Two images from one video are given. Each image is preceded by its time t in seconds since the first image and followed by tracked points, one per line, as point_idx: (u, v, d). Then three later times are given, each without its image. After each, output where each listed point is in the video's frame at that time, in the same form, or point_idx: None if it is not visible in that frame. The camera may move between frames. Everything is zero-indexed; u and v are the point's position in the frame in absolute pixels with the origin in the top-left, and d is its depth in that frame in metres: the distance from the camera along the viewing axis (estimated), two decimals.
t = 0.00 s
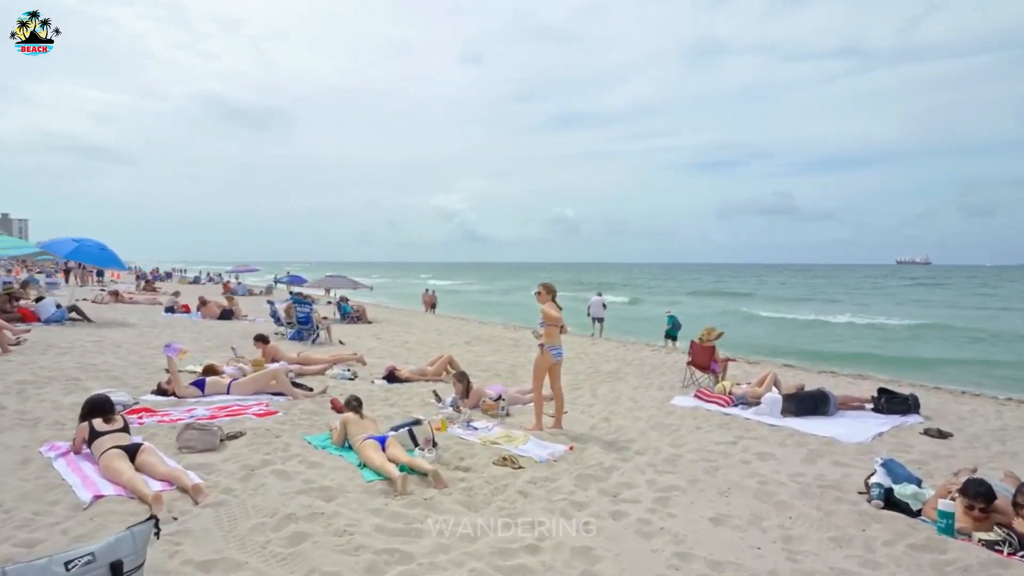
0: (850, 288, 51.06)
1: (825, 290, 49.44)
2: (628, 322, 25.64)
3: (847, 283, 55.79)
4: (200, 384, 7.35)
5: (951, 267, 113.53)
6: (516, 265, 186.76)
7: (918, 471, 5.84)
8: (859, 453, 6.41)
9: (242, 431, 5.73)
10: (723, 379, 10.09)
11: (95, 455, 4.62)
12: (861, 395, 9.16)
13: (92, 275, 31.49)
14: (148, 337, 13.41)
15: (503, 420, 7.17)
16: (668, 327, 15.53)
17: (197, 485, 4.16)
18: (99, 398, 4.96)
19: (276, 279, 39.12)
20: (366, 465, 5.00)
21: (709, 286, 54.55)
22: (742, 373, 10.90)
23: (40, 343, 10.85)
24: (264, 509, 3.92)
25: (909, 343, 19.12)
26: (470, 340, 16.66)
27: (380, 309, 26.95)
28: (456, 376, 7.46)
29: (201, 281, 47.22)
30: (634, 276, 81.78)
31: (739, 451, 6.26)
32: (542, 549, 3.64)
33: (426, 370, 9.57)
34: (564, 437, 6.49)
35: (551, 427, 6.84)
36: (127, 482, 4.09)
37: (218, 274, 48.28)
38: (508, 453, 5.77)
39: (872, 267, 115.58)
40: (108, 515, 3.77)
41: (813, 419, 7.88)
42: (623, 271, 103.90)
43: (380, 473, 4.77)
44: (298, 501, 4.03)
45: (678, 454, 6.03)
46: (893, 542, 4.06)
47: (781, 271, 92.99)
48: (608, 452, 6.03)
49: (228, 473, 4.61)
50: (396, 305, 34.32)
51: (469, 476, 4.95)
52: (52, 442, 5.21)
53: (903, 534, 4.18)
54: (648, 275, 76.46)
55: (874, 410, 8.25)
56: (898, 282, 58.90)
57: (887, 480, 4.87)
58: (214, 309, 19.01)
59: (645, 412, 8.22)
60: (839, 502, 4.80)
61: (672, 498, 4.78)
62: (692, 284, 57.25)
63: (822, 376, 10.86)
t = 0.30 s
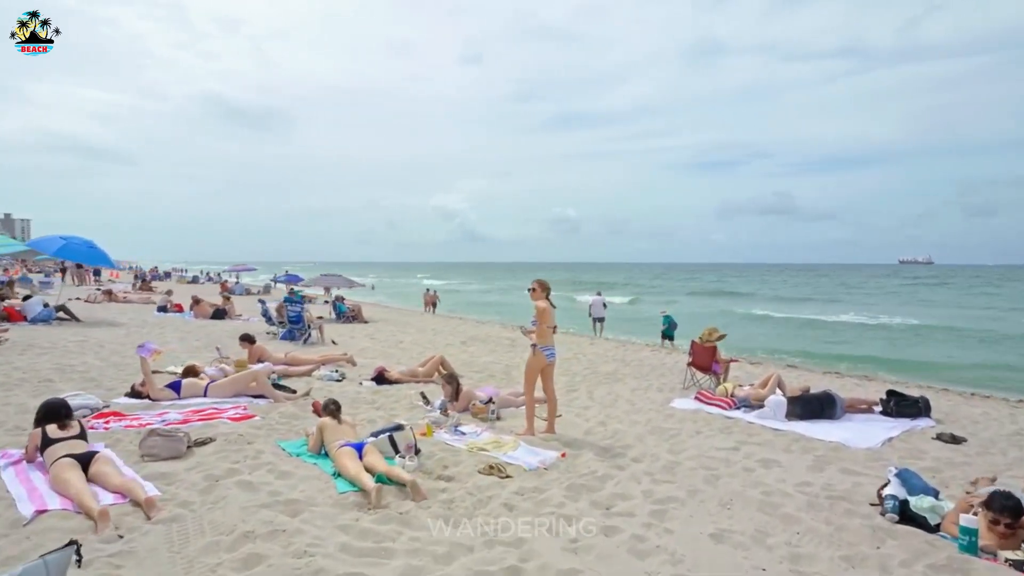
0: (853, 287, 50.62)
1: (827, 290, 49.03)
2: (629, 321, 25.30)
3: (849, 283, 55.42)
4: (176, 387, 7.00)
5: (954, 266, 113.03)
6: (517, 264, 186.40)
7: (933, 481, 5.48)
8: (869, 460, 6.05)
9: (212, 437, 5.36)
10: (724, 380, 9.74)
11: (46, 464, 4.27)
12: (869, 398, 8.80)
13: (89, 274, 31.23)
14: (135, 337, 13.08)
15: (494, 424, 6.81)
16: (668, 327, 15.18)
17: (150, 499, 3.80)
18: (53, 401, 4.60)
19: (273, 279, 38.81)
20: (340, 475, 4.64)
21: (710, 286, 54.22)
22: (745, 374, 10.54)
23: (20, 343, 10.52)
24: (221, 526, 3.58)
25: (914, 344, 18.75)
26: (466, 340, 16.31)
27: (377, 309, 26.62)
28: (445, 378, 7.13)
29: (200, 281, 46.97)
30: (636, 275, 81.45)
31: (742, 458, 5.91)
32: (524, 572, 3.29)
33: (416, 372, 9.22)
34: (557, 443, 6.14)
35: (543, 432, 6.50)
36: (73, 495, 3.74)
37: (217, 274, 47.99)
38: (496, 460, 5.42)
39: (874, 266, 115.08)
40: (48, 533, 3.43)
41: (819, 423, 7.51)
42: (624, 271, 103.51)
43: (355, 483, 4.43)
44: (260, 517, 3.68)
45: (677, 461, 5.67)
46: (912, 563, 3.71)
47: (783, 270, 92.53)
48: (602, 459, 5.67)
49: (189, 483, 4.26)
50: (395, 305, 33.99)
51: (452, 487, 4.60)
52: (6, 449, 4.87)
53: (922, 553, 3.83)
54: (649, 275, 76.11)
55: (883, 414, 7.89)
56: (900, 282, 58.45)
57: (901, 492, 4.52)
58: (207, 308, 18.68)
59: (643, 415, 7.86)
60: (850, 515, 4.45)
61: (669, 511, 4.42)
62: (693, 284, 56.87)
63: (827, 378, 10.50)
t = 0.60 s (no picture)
0: (855, 288, 50.21)
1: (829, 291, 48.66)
2: (629, 322, 24.97)
3: (852, 283, 55.03)
4: (150, 393, 6.69)
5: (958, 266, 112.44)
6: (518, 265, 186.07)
7: (947, 496, 5.14)
8: (879, 472, 5.71)
9: (179, 449, 5.03)
10: (726, 384, 9.41)
11: None
12: (876, 404, 8.45)
13: (84, 274, 31.01)
14: (121, 339, 12.79)
15: (483, 432, 6.48)
16: (667, 328, 14.88)
17: (96, 522, 3.47)
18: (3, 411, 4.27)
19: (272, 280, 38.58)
20: (311, 491, 4.32)
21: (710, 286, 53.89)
22: (747, 378, 10.20)
23: None
24: (170, 553, 3.25)
25: (919, 346, 18.41)
26: (462, 342, 16.00)
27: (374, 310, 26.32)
28: (432, 384, 6.80)
29: (199, 281, 46.75)
30: (637, 275, 81.06)
31: (744, 470, 5.56)
32: None
33: (406, 376, 8.90)
34: (548, 454, 5.80)
35: (535, 442, 6.18)
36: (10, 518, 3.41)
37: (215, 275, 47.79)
38: (481, 473, 5.09)
39: (877, 267, 114.54)
40: None
41: (825, 430, 7.17)
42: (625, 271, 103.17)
43: (326, 502, 4.10)
44: (214, 543, 3.36)
45: (674, 474, 5.34)
46: None
47: (785, 271, 92.10)
48: (594, 472, 5.34)
49: (145, 502, 3.94)
50: (393, 305, 33.71)
51: (430, 505, 4.26)
52: None
53: None
54: (651, 275, 75.78)
55: (891, 421, 7.55)
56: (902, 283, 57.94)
57: (916, 511, 4.18)
58: (199, 309, 18.38)
59: (640, 422, 7.52)
60: (861, 538, 4.11)
61: (665, 531, 4.09)
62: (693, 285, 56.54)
63: (831, 382, 10.16)
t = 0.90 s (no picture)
0: (858, 287, 49.81)
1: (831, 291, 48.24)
2: (629, 322, 24.63)
3: (855, 283, 54.66)
4: (122, 398, 6.38)
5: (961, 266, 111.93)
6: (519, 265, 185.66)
7: (961, 510, 4.82)
8: (887, 483, 5.37)
9: (140, 459, 4.71)
10: (726, 387, 9.09)
11: None
12: (882, 408, 8.11)
13: (81, 274, 30.78)
14: (108, 340, 12.49)
15: (470, 438, 6.16)
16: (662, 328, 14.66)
17: (29, 544, 3.17)
18: None
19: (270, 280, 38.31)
20: (277, 506, 4.01)
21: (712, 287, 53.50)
22: (748, 381, 9.87)
23: None
24: None
25: (924, 348, 18.06)
26: (458, 342, 15.67)
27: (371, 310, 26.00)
28: (418, 388, 6.49)
29: (198, 281, 46.49)
30: (639, 275, 80.72)
31: (745, 480, 5.24)
32: None
33: (395, 379, 8.59)
34: (536, 464, 5.48)
35: (523, 450, 5.87)
36: None
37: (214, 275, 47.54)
38: (463, 485, 4.78)
39: (880, 267, 114.04)
40: None
41: (829, 436, 6.84)
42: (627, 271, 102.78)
43: (291, 518, 3.79)
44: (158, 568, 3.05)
45: (670, 485, 5.01)
46: None
47: (787, 270, 91.61)
48: (585, 483, 5.02)
49: (93, 519, 3.63)
50: (391, 305, 33.40)
51: (405, 521, 3.95)
52: None
53: None
54: (652, 275, 75.44)
55: (899, 426, 7.21)
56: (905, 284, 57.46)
57: (930, 529, 3.86)
58: (192, 308, 18.09)
59: (636, 427, 7.19)
60: (870, 558, 3.79)
61: (658, 551, 3.77)
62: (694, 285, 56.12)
63: (835, 385, 9.82)
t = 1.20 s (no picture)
0: (861, 287, 49.52)
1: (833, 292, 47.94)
2: (630, 322, 24.34)
3: (857, 283, 54.42)
4: (97, 401, 6.11)
5: (963, 266, 111.59)
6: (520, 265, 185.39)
7: (980, 522, 4.53)
8: (900, 491, 5.07)
9: (106, 468, 4.43)
10: (729, 389, 8.81)
11: None
12: (891, 411, 7.82)
13: (77, 273, 30.54)
14: (95, 340, 12.20)
15: (461, 443, 5.89)
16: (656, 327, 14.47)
17: None
18: None
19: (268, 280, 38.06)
20: (245, 519, 3.73)
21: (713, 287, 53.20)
22: (751, 383, 9.58)
23: None
24: None
25: (929, 349, 17.76)
26: (455, 343, 15.39)
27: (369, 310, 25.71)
28: (407, 391, 6.22)
29: (196, 280, 46.21)
30: (641, 275, 80.72)
31: (748, 490, 4.95)
32: None
33: (387, 381, 8.32)
34: (528, 471, 5.19)
35: (516, 456, 5.58)
36: None
37: (212, 275, 47.28)
38: (449, 494, 4.50)
39: (882, 266, 113.66)
40: None
41: (836, 441, 6.55)
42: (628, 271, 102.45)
43: (259, 535, 3.51)
44: None
45: (670, 495, 4.72)
46: None
47: (788, 270, 91.25)
48: (580, 492, 4.73)
49: (43, 535, 3.35)
50: (390, 305, 33.11)
51: (383, 536, 3.67)
52: None
53: None
54: (654, 275, 75.24)
55: (909, 430, 6.92)
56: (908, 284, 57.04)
57: (951, 545, 3.57)
58: (185, 308, 17.82)
59: (635, 431, 6.89)
60: None
61: (656, 570, 3.48)
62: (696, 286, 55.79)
63: (841, 388, 9.52)
